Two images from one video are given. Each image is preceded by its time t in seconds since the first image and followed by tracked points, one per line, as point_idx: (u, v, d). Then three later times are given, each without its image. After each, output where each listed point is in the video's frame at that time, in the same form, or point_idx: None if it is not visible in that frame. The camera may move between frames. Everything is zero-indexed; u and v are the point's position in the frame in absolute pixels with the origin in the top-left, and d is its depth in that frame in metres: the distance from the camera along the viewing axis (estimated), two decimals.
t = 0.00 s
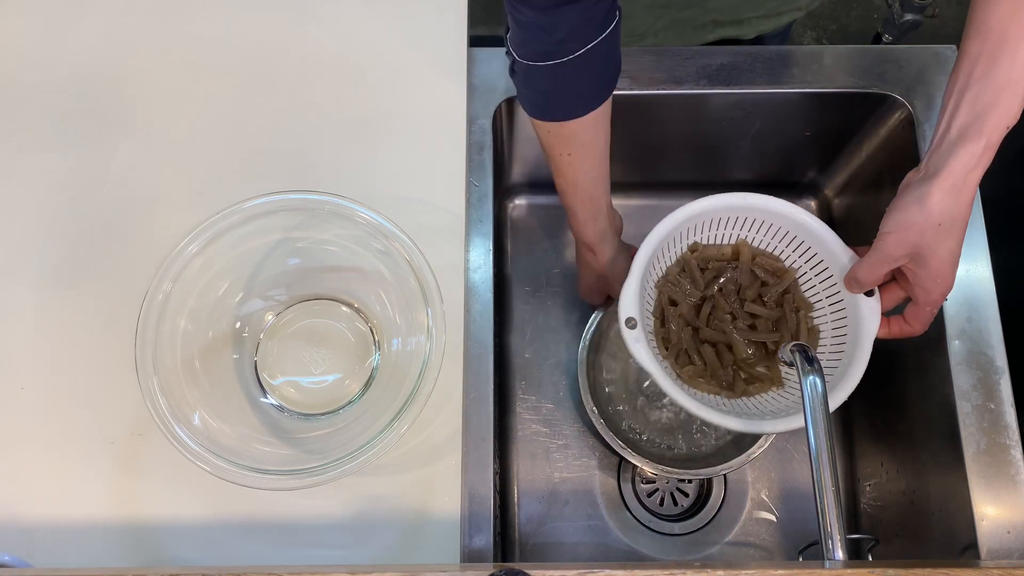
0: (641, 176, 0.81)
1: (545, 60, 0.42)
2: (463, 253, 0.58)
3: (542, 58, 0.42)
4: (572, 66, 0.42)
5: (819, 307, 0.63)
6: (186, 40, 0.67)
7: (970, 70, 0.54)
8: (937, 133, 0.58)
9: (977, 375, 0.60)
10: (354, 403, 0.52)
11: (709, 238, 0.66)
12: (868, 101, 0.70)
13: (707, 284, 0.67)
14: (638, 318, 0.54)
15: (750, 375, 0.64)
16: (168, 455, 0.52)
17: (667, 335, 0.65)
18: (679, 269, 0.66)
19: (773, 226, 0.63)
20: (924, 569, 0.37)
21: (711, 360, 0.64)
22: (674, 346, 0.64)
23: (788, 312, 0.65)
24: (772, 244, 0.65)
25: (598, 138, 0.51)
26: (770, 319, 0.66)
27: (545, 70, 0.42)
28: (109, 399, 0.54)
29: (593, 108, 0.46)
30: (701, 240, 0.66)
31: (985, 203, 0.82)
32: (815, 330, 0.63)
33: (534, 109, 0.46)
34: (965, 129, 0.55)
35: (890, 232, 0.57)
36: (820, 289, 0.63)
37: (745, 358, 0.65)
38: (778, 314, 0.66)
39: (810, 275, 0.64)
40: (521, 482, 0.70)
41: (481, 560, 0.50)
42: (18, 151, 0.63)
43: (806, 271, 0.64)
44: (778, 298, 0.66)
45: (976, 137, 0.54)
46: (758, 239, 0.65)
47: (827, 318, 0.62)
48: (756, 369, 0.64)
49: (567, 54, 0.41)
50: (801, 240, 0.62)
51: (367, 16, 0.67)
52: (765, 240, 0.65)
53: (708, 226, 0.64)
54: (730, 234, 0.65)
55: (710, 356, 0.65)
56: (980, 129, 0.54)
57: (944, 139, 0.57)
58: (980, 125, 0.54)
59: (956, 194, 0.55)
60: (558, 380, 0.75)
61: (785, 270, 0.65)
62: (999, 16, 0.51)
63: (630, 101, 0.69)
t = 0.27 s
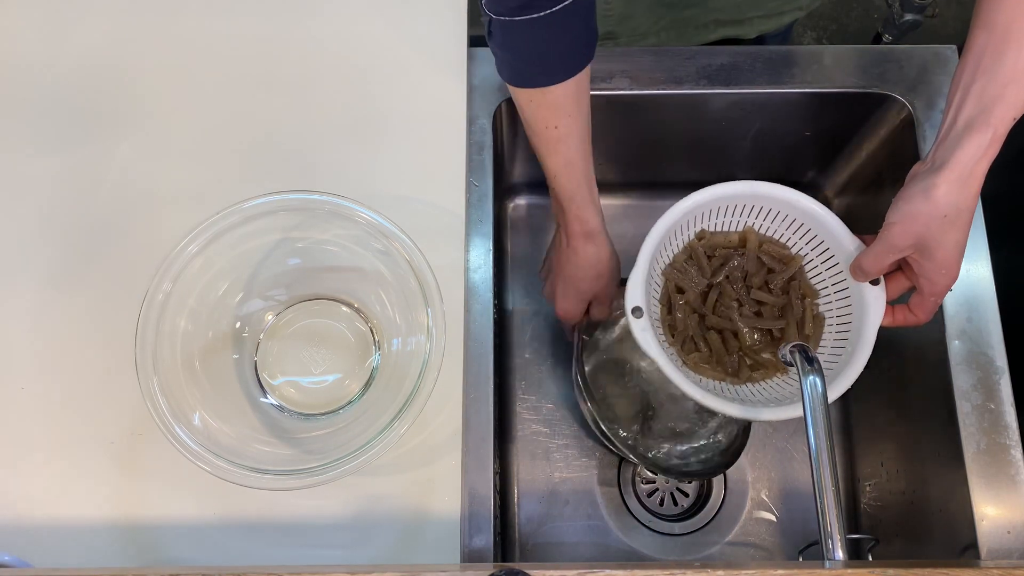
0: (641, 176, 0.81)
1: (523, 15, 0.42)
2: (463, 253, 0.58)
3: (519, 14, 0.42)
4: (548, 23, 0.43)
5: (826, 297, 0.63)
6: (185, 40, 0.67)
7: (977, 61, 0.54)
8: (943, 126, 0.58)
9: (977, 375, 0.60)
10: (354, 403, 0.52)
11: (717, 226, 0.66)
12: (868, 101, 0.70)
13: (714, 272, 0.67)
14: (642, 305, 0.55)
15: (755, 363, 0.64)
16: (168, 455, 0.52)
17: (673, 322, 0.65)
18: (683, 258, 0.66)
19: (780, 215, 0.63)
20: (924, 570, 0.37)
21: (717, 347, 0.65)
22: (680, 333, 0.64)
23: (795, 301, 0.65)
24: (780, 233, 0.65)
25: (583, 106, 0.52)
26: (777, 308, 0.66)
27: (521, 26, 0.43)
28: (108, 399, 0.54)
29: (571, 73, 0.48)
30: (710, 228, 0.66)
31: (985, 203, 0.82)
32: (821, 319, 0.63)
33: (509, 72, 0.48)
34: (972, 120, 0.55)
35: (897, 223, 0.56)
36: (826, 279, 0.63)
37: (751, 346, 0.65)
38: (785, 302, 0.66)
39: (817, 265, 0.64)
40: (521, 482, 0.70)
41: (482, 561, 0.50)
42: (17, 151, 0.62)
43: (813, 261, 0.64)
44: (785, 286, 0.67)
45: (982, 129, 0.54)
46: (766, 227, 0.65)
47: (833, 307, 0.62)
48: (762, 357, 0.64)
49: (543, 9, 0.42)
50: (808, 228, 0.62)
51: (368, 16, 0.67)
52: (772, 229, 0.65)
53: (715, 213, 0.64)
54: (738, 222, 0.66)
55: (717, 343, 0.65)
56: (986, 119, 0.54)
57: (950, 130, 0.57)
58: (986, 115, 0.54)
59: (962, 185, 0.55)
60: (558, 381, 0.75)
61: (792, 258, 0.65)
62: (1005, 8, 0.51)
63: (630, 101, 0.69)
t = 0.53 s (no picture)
0: (642, 176, 0.81)
1: None
2: (463, 253, 0.58)
3: None
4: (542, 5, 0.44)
5: (821, 267, 0.68)
6: (186, 40, 0.67)
7: (982, 46, 0.55)
8: (947, 110, 0.60)
9: (977, 375, 0.60)
10: (354, 403, 0.52)
11: (722, 190, 0.70)
12: (868, 101, 0.69)
13: (717, 237, 0.72)
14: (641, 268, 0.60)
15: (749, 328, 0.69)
16: (168, 455, 0.52)
17: (672, 286, 0.70)
18: (687, 220, 0.70)
19: (784, 183, 0.67)
20: (925, 569, 0.37)
21: (713, 311, 0.70)
22: (677, 296, 0.69)
23: (791, 269, 0.70)
24: (781, 201, 0.69)
25: (577, 90, 0.53)
26: (774, 274, 0.71)
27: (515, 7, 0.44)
28: (108, 399, 0.54)
29: (566, 59, 0.49)
30: (714, 192, 0.70)
31: (985, 203, 0.82)
32: (815, 288, 0.68)
33: (504, 63, 0.49)
34: (977, 103, 0.56)
35: (897, 201, 0.58)
36: (824, 250, 0.68)
37: (747, 311, 0.70)
38: (782, 269, 0.70)
39: (817, 235, 0.68)
40: (521, 483, 0.70)
41: (482, 561, 0.50)
42: (17, 151, 0.63)
43: (812, 231, 0.69)
44: (783, 254, 0.71)
45: (985, 112, 0.55)
46: (768, 194, 0.70)
47: (827, 278, 0.67)
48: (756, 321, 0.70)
49: None
50: (813, 201, 0.66)
51: (368, 16, 0.67)
52: (774, 196, 0.69)
53: (720, 177, 0.68)
54: (741, 188, 0.70)
55: (713, 307, 0.70)
56: (989, 104, 0.55)
57: (953, 115, 0.58)
58: (989, 100, 0.55)
59: (964, 167, 0.56)
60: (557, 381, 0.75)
61: (792, 228, 0.70)
62: None
63: (630, 101, 0.69)
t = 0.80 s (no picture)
0: (641, 175, 0.81)
1: None
2: (463, 253, 0.58)
3: None
4: None
5: (820, 260, 0.69)
6: (186, 40, 0.67)
7: (981, 41, 0.55)
8: (947, 103, 0.59)
9: (976, 375, 0.60)
10: (354, 403, 0.52)
11: (723, 182, 0.71)
12: (868, 101, 0.69)
13: (716, 228, 0.71)
14: (641, 258, 0.61)
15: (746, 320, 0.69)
16: (168, 455, 0.52)
17: (671, 276, 0.70)
18: (688, 211, 0.71)
19: (785, 176, 0.67)
20: (925, 569, 0.37)
21: (711, 303, 0.70)
22: (675, 287, 0.70)
23: (791, 262, 0.69)
24: (782, 194, 0.70)
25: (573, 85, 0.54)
26: (774, 267, 0.70)
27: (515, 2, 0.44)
28: (109, 398, 0.54)
29: (566, 52, 0.49)
30: (715, 184, 0.71)
31: (985, 203, 0.82)
32: (813, 281, 0.68)
33: (502, 55, 0.49)
34: (975, 99, 0.56)
35: (894, 197, 0.59)
36: (823, 243, 0.68)
37: (745, 304, 0.70)
38: (781, 262, 0.70)
39: (817, 229, 0.68)
40: (520, 485, 0.70)
41: (482, 560, 0.49)
42: (17, 151, 0.63)
43: (812, 225, 0.69)
44: (782, 246, 0.71)
45: (983, 108, 0.55)
46: (769, 186, 0.70)
47: (827, 271, 0.68)
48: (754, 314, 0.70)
49: None
50: (813, 194, 0.66)
51: (368, 15, 0.67)
52: (775, 189, 0.70)
53: (721, 168, 0.68)
54: (742, 180, 0.70)
55: (712, 298, 0.70)
56: (989, 98, 0.55)
57: (953, 109, 0.58)
58: (988, 95, 0.55)
59: (962, 162, 0.56)
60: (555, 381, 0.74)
61: (792, 221, 0.70)
62: None
63: (630, 101, 0.69)
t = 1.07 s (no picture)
0: (641, 175, 0.81)
1: None
2: (463, 253, 0.58)
3: None
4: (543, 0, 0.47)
5: (822, 254, 0.69)
6: (185, 40, 0.66)
7: (983, 36, 0.55)
8: (948, 99, 0.60)
9: (976, 375, 0.60)
10: (354, 403, 0.52)
11: (726, 174, 0.70)
12: (867, 101, 0.69)
13: (719, 219, 0.71)
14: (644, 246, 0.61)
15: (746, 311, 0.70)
16: (168, 455, 0.52)
17: (673, 266, 0.71)
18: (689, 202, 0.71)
19: (789, 168, 0.67)
20: (925, 569, 0.37)
21: (712, 294, 0.70)
22: (676, 277, 0.70)
23: (792, 253, 0.70)
24: (786, 186, 0.70)
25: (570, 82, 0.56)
26: (775, 258, 0.71)
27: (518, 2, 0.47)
28: (108, 399, 0.54)
29: (563, 48, 0.52)
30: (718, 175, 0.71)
31: (985, 203, 0.82)
32: (814, 274, 0.68)
33: (501, 52, 0.52)
34: (977, 95, 0.56)
35: (895, 192, 0.58)
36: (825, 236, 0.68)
37: (745, 295, 0.71)
38: (783, 253, 0.70)
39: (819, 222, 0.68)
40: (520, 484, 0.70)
41: (482, 560, 0.50)
42: (17, 151, 0.62)
43: (815, 218, 0.69)
44: (784, 238, 0.71)
45: (984, 104, 0.56)
46: (773, 177, 0.69)
47: (828, 264, 0.68)
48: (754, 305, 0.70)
49: None
50: (816, 187, 0.66)
51: (368, 15, 0.67)
52: (779, 181, 0.70)
53: (724, 160, 0.68)
54: (745, 172, 0.70)
55: (713, 289, 0.70)
56: (990, 94, 0.55)
57: (954, 105, 0.58)
58: (990, 91, 0.55)
59: (963, 158, 0.57)
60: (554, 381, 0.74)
61: (795, 213, 0.70)
62: None
63: (630, 101, 0.69)
